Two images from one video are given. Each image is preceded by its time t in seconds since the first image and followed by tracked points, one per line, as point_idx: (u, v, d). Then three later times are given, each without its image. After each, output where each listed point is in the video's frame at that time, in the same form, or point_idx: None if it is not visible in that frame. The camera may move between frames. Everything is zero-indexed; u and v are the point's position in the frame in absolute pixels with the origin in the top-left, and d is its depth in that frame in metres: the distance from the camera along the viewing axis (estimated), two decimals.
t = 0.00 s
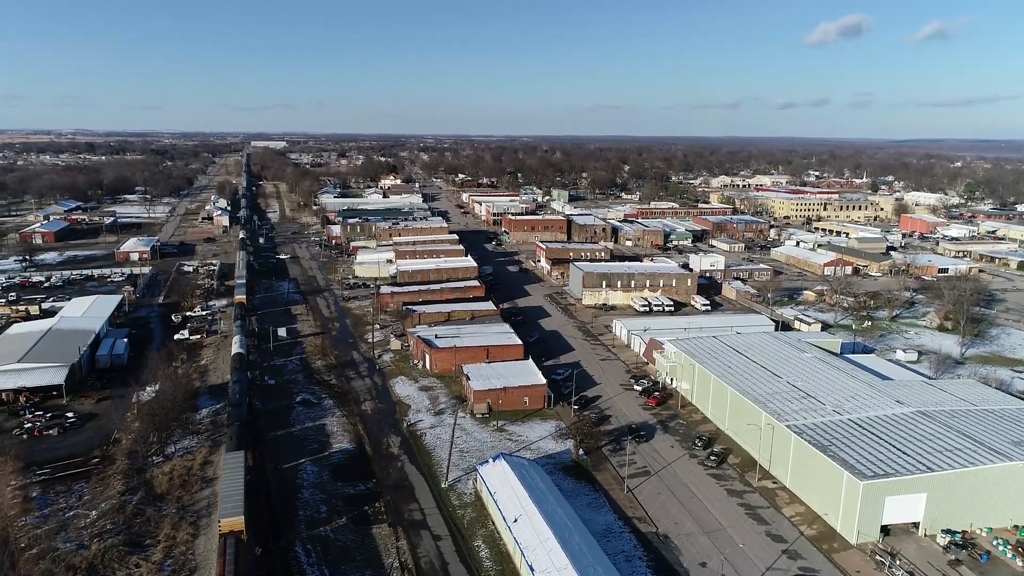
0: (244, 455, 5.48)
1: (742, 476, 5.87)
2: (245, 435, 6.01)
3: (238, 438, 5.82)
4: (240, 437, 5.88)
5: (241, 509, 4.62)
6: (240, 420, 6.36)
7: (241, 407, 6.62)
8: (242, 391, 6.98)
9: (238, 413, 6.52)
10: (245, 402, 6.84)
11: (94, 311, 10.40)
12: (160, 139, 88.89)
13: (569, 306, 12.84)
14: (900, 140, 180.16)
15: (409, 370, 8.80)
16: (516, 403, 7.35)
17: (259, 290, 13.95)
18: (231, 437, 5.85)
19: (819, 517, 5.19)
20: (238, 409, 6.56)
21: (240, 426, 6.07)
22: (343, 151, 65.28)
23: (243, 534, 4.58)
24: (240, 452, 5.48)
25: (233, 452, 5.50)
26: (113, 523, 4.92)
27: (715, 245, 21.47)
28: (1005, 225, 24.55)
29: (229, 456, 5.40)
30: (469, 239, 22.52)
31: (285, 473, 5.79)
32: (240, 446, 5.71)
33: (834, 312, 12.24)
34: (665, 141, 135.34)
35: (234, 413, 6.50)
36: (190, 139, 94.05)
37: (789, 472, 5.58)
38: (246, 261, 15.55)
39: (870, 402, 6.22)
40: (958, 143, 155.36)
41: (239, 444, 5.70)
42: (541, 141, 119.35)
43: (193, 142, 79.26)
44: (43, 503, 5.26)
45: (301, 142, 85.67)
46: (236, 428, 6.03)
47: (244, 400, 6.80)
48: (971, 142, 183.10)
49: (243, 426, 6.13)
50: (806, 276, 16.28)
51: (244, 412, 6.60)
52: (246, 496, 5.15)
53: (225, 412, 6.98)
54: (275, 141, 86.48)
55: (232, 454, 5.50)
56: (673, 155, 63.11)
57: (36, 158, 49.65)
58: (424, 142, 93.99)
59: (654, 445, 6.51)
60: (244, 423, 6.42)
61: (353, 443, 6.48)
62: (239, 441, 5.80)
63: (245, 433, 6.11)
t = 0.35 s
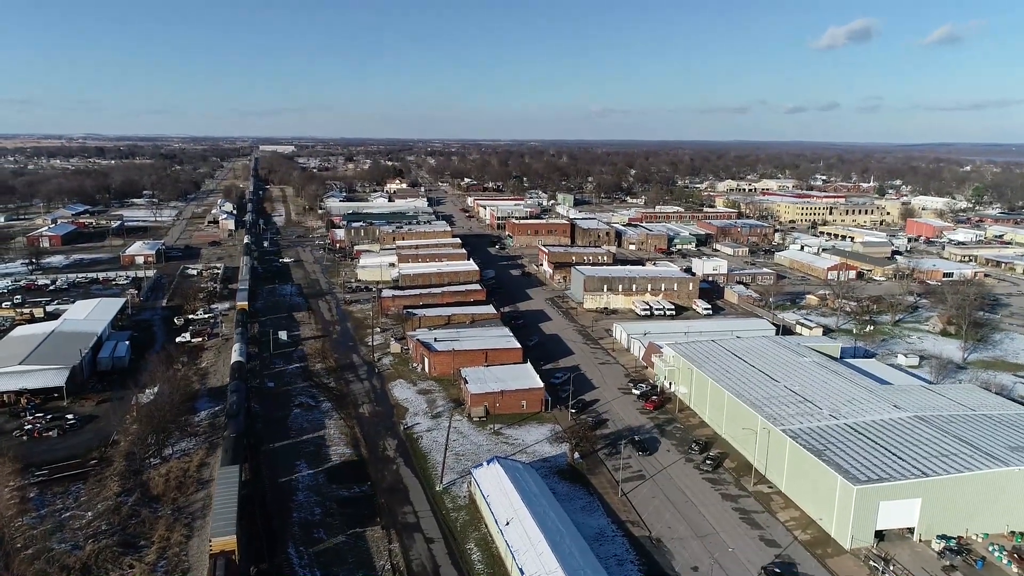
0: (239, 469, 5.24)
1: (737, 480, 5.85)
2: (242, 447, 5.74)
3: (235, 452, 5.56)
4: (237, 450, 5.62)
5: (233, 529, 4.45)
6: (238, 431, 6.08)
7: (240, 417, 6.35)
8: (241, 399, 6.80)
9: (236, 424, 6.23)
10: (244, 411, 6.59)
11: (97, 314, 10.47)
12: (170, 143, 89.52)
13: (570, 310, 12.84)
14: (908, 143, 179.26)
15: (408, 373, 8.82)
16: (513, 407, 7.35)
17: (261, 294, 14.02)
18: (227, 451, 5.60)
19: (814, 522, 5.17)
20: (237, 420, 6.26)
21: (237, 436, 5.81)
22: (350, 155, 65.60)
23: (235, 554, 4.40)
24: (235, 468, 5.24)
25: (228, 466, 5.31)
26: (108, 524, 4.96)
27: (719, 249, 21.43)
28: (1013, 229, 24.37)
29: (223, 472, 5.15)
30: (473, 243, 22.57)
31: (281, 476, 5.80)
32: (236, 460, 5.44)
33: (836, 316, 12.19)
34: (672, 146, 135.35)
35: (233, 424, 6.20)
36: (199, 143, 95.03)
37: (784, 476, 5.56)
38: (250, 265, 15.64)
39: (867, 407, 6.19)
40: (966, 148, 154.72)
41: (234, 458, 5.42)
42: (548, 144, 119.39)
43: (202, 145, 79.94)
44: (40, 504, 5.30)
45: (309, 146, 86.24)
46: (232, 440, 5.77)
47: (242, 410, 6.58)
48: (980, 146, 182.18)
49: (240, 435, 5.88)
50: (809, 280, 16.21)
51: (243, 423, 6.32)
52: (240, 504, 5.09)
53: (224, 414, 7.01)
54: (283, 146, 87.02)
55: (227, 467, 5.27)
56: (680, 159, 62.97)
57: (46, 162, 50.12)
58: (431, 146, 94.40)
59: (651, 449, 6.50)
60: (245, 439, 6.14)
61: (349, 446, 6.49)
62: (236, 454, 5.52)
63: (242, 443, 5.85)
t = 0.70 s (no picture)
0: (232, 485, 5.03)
1: (732, 485, 5.83)
2: (236, 463, 5.52)
3: (229, 464, 5.37)
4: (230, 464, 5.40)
5: (224, 548, 4.27)
6: (234, 443, 5.87)
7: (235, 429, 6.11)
8: (238, 409, 6.66)
9: (231, 436, 5.99)
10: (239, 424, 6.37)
11: (100, 317, 10.54)
12: (178, 148, 90.03)
13: (571, 314, 12.84)
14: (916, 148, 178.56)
15: (406, 376, 8.84)
16: (510, 410, 7.35)
17: (264, 297, 14.09)
18: (221, 464, 5.40)
19: (808, 527, 5.14)
20: (233, 433, 6.02)
21: (231, 450, 5.61)
22: (357, 159, 65.84)
23: (224, 575, 4.24)
24: (228, 481, 5.07)
25: (222, 480, 5.13)
26: (102, 525, 4.99)
27: (722, 253, 21.38)
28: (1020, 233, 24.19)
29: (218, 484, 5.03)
30: (477, 246, 22.60)
31: (276, 479, 5.80)
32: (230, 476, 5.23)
33: (838, 320, 12.14)
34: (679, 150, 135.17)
35: (227, 436, 5.97)
36: (208, 147, 95.73)
37: (779, 481, 5.54)
38: (253, 268, 15.73)
39: (863, 412, 6.16)
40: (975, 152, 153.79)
41: (228, 474, 5.23)
42: (554, 148, 119.32)
43: (210, 149, 80.49)
44: (37, 504, 5.34)
45: (316, 150, 86.71)
46: (227, 453, 5.59)
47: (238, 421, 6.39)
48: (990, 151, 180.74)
49: (234, 449, 5.69)
50: (813, 284, 16.15)
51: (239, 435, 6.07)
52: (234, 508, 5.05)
53: (221, 417, 7.05)
54: (291, 150, 87.70)
55: (220, 483, 5.07)
56: (685, 163, 62.85)
57: (56, 165, 50.60)
58: (437, 150, 94.64)
59: (646, 452, 6.49)
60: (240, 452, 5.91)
61: (345, 449, 6.50)
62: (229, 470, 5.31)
63: (236, 457, 5.63)
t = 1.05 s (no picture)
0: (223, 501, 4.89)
1: (728, 489, 5.81)
2: (230, 478, 5.37)
3: (222, 479, 5.24)
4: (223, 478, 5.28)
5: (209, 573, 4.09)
6: (227, 455, 5.72)
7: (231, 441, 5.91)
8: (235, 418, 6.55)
9: (225, 447, 5.83)
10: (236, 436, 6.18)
11: (103, 320, 10.62)
12: (187, 152, 90.69)
13: (572, 317, 12.84)
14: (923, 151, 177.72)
15: (405, 379, 8.86)
16: (507, 414, 7.36)
17: (267, 300, 14.17)
18: (213, 478, 5.26)
19: (802, 532, 5.12)
20: (228, 444, 5.86)
21: (225, 463, 5.47)
22: (363, 162, 66.04)
23: None
24: (221, 497, 4.93)
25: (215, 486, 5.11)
26: (97, 526, 5.02)
27: (726, 257, 21.33)
28: None
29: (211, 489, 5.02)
30: (480, 250, 22.63)
31: (271, 481, 5.83)
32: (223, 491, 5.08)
33: (840, 325, 12.08)
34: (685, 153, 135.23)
35: (222, 447, 5.78)
36: (216, 151, 96.53)
37: (773, 485, 5.53)
38: (257, 271, 15.81)
39: (860, 416, 6.13)
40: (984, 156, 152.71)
41: (221, 488, 5.09)
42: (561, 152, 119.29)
43: (218, 153, 81.08)
44: (34, 505, 5.38)
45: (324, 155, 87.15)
46: (220, 465, 5.46)
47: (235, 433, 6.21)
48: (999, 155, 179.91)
49: (229, 460, 5.57)
50: (816, 288, 16.08)
51: (234, 447, 5.90)
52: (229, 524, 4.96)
53: (220, 419, 7.09)
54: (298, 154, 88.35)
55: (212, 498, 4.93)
56: (691, 166, 62.72)
57: (66, 169, 51.05)
58: (444, 154, 94.99)
59: (642, 456, 6.49)
60: (235, 465, 5.73)
61: (341, 451, 6.52)
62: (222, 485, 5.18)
63: (230, 472, 5.49)
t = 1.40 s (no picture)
0: (213, 518, 4.78)
1: (722, 493, 5.79)
2: (223, 493, 5.27)
3: (214, 494, 5.13)
4: (214, 494, 5.16)
5: None
6: (219, 470, 5.60)
7: (223, 455, 5.81)
8: (230, 429, 6.45)
9: (217, 462, 5.73)
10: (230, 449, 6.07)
11: (106, 322, 10.70)
12: (196, 156, 91.28)
13: (573, 321, 12.84)
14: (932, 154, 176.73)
15: (404, 382, 8.88)
16: (504, 417, 7.36)
17: (269, 303, 14.24)
18: (205, 493, 5.15)
19: (796, 537, 5.10)
20: (220, 458, 5.76)
21: (217, 478, 5.36)
22: (370, 166, 66.31)
23: None
24: (211, 513, 4.82)
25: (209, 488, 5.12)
26: (92, 527, 5.06)
27: (730, 261, 21.28)
28: None
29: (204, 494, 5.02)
30: (483, 253, 22.66)
31: (266, 483, 5.84)
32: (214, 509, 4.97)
33: (842, 329, 12.02)
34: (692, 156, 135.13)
35: (213, 462, 5.70)
36: (224, 155, 97.29)
37: (768, 489, 5.51)
38: (259, 275, 15.89)
39: (856, 420, 6.10)
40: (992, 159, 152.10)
41: (212, 504, 4.99)
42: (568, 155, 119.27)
43: (226, 157, 81.54)
44: (31, 506, 5.42)
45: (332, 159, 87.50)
46: (212, 479, 5.36)
47: (228, 448, 6.04)
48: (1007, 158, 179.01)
49: (221, 474, 5.48)
50: (819, 292, 16.02)
51: (226, 461, 5.79)
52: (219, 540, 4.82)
53: (217, 421, 7.12)
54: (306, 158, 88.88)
55: (202, 515, 4.83)
56: (697, 170, 62.61)
57: (76, 173, 51.51)
58: (451, 158, 95.18)
59: (637, 460, 6.48)
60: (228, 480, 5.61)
61: (337, 454, 6.54)
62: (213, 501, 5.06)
63: (223, 487, 5.39)
